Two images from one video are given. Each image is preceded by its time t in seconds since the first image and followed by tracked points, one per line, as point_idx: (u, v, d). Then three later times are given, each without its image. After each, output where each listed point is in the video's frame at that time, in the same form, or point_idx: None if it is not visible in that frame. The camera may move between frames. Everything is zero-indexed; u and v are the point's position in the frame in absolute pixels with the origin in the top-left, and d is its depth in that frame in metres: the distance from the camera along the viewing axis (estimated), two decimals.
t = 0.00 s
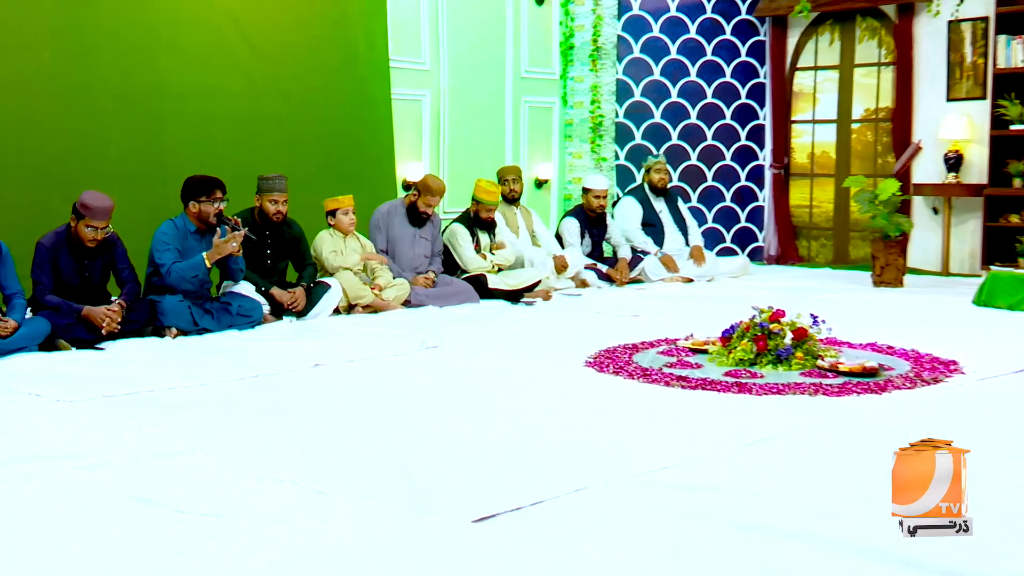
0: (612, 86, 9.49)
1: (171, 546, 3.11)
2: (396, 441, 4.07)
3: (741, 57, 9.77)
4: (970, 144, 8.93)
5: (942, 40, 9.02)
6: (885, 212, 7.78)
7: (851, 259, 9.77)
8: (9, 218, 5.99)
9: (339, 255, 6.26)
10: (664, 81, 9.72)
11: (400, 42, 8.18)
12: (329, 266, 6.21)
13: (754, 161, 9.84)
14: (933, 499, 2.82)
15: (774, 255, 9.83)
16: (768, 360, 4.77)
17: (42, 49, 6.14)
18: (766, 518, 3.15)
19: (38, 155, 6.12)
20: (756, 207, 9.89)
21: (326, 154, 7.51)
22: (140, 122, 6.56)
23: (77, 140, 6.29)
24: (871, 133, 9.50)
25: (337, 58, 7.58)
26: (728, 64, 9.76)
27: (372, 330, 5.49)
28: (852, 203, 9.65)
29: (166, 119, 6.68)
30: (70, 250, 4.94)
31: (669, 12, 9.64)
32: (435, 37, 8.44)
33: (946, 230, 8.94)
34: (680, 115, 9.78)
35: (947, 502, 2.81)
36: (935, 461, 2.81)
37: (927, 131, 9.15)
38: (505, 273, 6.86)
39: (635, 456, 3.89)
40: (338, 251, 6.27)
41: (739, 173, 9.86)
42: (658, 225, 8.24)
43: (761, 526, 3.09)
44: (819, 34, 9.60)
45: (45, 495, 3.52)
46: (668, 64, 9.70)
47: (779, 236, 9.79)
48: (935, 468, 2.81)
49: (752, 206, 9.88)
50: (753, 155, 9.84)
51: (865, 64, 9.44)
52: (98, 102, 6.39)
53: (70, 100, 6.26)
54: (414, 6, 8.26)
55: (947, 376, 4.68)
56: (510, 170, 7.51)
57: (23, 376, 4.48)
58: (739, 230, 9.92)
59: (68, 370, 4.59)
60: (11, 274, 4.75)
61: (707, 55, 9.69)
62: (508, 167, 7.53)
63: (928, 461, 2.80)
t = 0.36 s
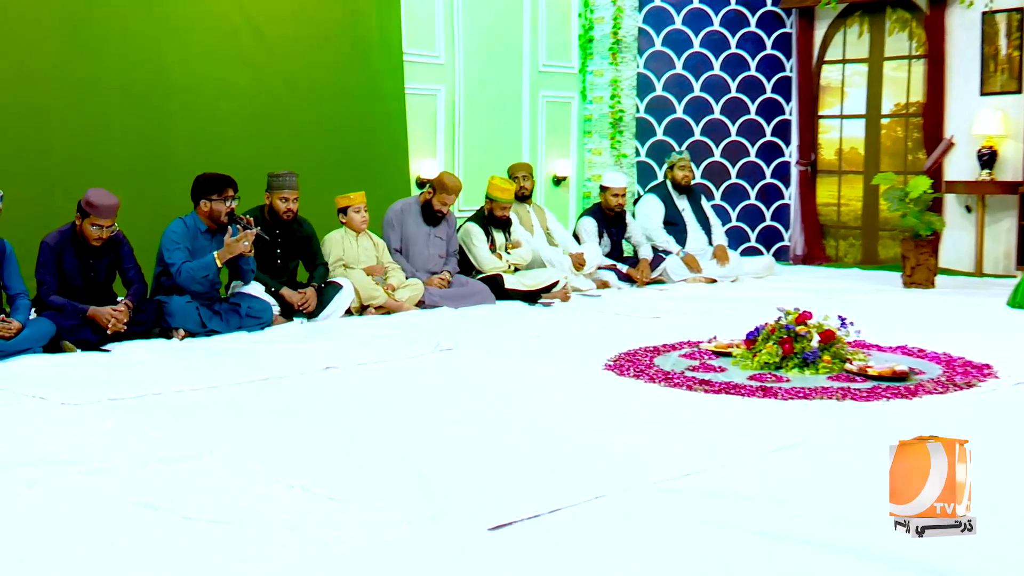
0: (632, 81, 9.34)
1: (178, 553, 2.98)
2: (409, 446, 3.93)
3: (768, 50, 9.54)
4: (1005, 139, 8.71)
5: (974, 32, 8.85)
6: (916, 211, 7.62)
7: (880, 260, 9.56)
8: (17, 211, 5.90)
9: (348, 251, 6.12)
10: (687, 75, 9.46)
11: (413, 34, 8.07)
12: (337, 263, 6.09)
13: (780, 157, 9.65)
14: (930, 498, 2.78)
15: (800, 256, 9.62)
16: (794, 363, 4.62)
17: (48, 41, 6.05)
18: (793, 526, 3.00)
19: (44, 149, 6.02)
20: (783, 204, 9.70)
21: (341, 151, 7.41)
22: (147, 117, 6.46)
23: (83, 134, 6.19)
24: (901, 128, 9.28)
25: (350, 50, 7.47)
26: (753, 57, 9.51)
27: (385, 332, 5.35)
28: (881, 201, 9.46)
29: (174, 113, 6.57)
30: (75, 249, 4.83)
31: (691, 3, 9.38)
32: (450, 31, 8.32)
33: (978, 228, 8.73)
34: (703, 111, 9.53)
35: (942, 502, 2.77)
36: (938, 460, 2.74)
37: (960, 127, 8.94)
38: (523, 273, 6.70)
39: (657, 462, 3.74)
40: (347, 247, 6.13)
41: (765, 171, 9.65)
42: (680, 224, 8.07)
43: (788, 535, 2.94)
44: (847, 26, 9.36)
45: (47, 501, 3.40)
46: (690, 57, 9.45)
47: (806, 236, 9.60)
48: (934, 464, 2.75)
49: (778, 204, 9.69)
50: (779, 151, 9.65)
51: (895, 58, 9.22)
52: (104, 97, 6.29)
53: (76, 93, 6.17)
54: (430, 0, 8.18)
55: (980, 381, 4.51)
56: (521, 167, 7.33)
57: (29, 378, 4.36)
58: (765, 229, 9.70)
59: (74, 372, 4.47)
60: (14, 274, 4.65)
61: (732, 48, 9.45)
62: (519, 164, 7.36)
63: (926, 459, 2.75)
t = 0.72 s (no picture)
0: (654, 74, 9.09)
1: (183, 561, 2.85)
2: (423, 452, 3.79)
3: (795, 42, 9.46)
4: None
5: (1010, 25, 8.58)
6: (948, 209, 7.41)
7: (910, 259, 9.39)
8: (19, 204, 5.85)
9: (358, 250, 6.01)
10: (710, 69, 9.29)
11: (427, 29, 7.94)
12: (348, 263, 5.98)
13: (808, 154, 9.60)
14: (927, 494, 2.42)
15: (827, 255, 9.61)
16: (821, 367, 4.44)
17: (50, 35, 5.97)
18: (824, 538, 2.84)
19: (48, 146, 5.96)
20: (809, 203, 9.65)
21: (358, 147, 7.31)
22: (150, 112, 6.35)
23: (83, 130, 6.11)
24: (932, 123, 9.12)
25: (363, 44, 7.33)
26: (779, 50, 9.43)
27: (398, 334, 5.22)
28: (911, 198, 9.30)
29: (180, 110, 6.47)
30: (78, 249, 4.72)
31: None
32: (466, 24, 8.21)
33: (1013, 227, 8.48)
34: (727, 105, 9.36)
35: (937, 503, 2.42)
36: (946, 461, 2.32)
37: (994, 122, 8.70)
38: (540, 273, 6.53)
39: (680, 469, 3.59)
40: (356, 247, 6.02)
41: (790, 168, 9.57)
42: (703, 222, 7.93)
43: (817, 546, 2.79)
44: (876, 18, 9.33)
45: (49, 508, 3.28)
46: (714, 50, 9.27)
47: (833, 236, 9.58)
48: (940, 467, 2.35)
49: (805, 202, 9.64)
50: (806, 147, 9.60)
51: (926, 50, 9.07)
52: (106, 93, 6.19)
53: (79, 88, 6.09)
54: None
55: (1015, 386, 4.32)
56: (544, 162, 7.19)
57: (33, 382, 4.25)
58: (791, 227, 9.62)
59: (80, 375, 4.35)
60: (17, 275, 4.53)
61: (757, 41, 9.34)
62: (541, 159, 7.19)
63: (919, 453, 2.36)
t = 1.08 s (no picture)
0: (676, 68, 8.92)
1: (190, 569, 2.73)
2: (437, 458, 3.65)
3: (820, 35, 9.32)
4: None
5: None
6: (982, 207, 7.27)
7: (941, 259, 9.19)
8: (23, 202, 5.73)
9: (367, 248, 5.88)
10: (734, 62, 9.13)
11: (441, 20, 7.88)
12: (358, 262, 5.85)
13: (834, 150, 9.47)
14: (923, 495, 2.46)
15: (856, 255, 9.42)
16: (849, 371, 4.29)
17: (53, 25, 5.86)
18: (860, 549, 2.70)
19: (52, 136, 5.85)
20: (837, 200, 9.52)
21: (373, 143, 7.18)
22: (154, 105, 6.23)
23: (87, 123, 5.99)
24: (965, 118, 8.90)
25: (375, 36, 7.21)
26: (804, 43, 9.29)
27: (412, 336, 5.09)
28: (943, 195, 9.10)
29: (186, 104, 6.35)
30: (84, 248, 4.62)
31: None
32: (481, 17, 8.09)
33: None
34: (752, 100, 9.22)
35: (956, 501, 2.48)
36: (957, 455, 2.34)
37: None
38: (558, 273, 6.42)
39: (703, 476, 3.44)
40: (365, 245, 5.88)
41: (818, 164, 9.45)
42: (726, 221, 7.74)
43: (849, 557, 2.65)
44: (906, 9, 9.15)
45: (51, 514, 3.16)
46: (738, 43, 9.13)
47: (861, 235, 9.42)
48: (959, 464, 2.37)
49: (832, 200, 9.51)
50: (833, 143, 9.46)
51: (959, 42, 8.86)
52: (108, 85, 6.06)
53: (82, 79, 5.97)
54: None
55: None
56: (560, 162, 7.04)
57: (37, 385, 4.14)
58: (818, 226, 9.49)
59: (85, 378, 4.24)
60: (20, 274, 4.44)
61: (782, 33, 9.20)
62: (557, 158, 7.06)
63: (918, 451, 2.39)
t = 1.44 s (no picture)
0: (697, 61, 8.77)
1: None
2: (450, 464, 3.52)
3: (847, 27, 9.11)
4: None
5: None
6: (1014, 206, 7.08)
7: (973, 260, 8.97)
8: (25, 199, 5.67)
9: (375, 248, 5.77)
10: (756, 54, 8.97)
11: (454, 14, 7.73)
12: (367, 262, 5.74)
13: (861, 146, 9.24)
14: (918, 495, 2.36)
15: (884, 255, 9.22)
16: (876, 376, 4.15)
17: (55, 18, 5.78)
18: (896, 563, 2.55)
19: (54, 130, 5.77)
20: (864, 198, 9.27)
21: (385, 140, 7.05)
22: (161, 100, 6.14)
23: (91, 118, 5.90)
24: (998, 113, 8.73)
25: (389, 28, 7.06)
26: (831, 35, 9.09)
27: (424, 338, 4.95)
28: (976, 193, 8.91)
29: (191, 98, 6.24)
30: (87, 247, 4.51)
31: None
32: (496, 9, 7.95)
33: None
34: (776, 94, 9.05)
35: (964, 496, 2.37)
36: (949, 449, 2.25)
37: None
38: (574, 274, 6.28)
39: (726, 484, 3.30)
40: (373, 245, 5.77)
41: (843, 161, 9.22)
42: (749, 220, 7.61)
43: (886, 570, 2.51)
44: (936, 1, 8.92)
45: (53, 521, 3.04)
46: (762, 35, 8.96)
47: (889, 236, 9.19)
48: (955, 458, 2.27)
49: (859, 198, 9.28)
50: (860, 138, 9.23)
51: (991, 35, 8.70)
52: (113, 80, 5.97)
53: (87, 74, 5.89)
54: None
55: None
56: (583, 162, 6.91)
57: (39, 388, 4.02)
58: (845, 224, 9.27)
59: (90, 381, 4.12)
60: (21, 274, 4.35)
61: (808, 25, 9.02)
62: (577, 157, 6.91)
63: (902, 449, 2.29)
